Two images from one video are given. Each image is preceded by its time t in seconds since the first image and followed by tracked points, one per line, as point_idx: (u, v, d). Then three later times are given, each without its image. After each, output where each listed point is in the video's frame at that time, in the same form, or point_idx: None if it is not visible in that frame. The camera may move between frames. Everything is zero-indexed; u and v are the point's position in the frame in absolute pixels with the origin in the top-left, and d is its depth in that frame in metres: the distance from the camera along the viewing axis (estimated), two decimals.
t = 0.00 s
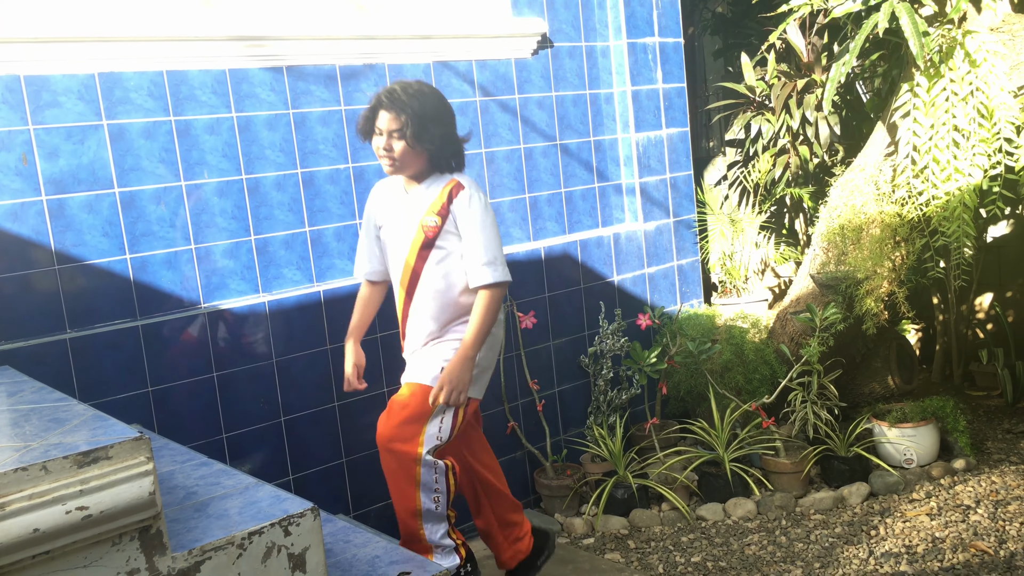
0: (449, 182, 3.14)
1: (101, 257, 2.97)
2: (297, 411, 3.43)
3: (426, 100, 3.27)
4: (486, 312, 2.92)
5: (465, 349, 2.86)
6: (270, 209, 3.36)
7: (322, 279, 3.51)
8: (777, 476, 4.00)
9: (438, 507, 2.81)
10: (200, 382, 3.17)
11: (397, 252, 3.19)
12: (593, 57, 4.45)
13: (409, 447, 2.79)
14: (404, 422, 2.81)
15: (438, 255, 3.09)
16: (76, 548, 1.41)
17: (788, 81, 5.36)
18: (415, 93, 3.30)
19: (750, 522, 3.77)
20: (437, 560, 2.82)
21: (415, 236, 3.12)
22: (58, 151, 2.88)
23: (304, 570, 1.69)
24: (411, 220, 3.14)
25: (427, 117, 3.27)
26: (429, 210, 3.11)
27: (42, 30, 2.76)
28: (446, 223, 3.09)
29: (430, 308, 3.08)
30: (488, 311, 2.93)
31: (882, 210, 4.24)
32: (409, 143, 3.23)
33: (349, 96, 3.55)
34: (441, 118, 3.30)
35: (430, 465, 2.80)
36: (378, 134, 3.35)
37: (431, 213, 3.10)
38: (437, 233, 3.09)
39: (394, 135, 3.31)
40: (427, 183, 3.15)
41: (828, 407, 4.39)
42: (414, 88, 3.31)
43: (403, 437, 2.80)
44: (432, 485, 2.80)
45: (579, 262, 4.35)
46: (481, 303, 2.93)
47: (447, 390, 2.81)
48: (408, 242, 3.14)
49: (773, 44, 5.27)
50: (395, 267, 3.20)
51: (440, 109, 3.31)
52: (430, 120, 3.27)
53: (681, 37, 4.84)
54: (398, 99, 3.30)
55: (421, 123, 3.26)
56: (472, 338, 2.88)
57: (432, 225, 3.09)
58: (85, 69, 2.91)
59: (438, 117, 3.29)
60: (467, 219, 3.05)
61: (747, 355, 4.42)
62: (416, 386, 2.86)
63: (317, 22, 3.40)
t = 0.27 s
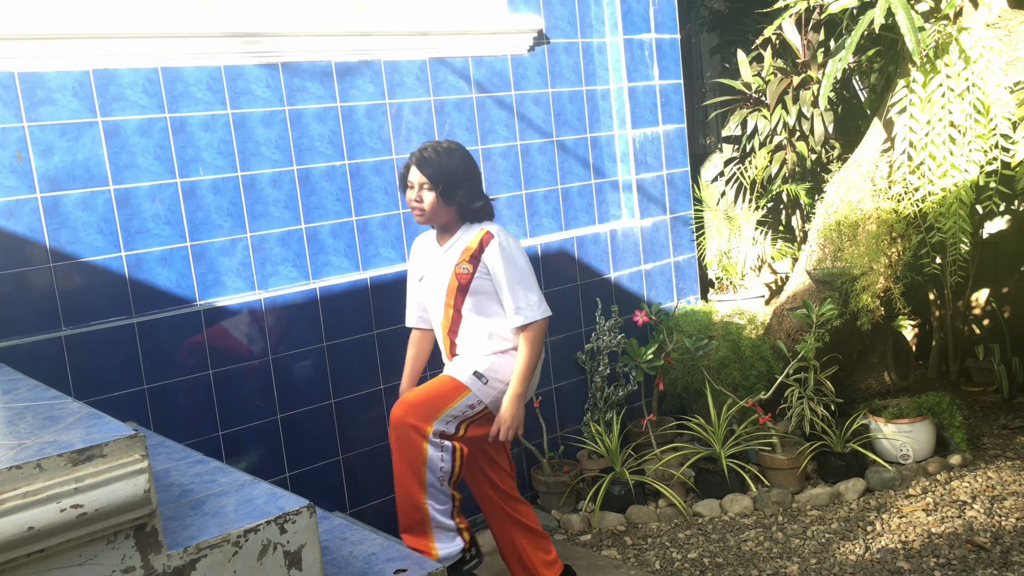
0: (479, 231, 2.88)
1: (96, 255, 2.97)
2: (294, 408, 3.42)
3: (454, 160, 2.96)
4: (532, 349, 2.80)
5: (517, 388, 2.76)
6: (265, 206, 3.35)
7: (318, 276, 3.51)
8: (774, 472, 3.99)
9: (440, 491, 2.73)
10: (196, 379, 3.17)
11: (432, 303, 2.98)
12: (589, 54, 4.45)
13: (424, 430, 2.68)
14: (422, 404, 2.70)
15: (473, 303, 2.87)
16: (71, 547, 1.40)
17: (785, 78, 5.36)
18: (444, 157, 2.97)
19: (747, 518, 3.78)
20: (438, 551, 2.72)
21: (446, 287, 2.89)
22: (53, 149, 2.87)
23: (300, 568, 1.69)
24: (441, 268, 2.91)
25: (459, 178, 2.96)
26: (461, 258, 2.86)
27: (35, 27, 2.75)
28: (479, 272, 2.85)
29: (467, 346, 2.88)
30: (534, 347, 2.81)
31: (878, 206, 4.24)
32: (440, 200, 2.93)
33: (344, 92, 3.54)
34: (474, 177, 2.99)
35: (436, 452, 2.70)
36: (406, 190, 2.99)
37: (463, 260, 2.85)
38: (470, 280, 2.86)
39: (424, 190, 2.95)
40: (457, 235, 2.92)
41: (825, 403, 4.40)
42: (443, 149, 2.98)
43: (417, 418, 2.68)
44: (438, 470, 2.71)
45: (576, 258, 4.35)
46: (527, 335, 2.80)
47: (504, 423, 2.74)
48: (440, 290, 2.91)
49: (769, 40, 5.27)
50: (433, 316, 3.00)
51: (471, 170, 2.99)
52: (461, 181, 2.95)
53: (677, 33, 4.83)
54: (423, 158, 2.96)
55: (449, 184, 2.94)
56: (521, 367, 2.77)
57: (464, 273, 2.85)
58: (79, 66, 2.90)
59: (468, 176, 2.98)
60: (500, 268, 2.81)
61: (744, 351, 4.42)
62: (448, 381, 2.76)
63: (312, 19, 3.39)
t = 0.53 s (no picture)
0: (490, 211, 2.77)
1: (89, 251, 2.95)
2: (288, 404, 3.42)
3: (467, 135, 2.84)
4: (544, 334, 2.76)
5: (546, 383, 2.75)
6: (259, 202, 3.34)
7: (313, 272, 3.50)
8: (769, 466, 4.00)
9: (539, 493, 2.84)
10: (191, 375, 3.16)
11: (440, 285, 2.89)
12: (583, 49, 4.45)
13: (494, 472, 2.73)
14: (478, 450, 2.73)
15: (478, 287, 2.78)
16: (65, 543, 1.40)
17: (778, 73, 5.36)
18: (456, 132, 2.83)
19: (742, 513, 3.79)
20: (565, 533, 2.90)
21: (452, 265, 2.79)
22: (45, 144, 2.86)
23: (295, 563, 1.69)
24: (450, 246, 2.81)
25: (468, 154, 2.83)
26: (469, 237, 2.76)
27: (26, 22, 2.73)
28: (487, 253, 2.75)
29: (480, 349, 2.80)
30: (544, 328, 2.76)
31: (872, 200, 4.24)
32: (451, 175, 2.81)
33: (337, 87, 3.53)
34: (488, 157, 2.87)
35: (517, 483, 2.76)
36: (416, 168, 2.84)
37: (471, 239, 2.75)
38: (476, 261, 2.75)
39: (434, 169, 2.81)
40: (466, 214, 2.81)
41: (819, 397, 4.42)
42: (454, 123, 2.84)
43: (487, 466, 2.73)
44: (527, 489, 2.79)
45: (571, 253, 4.34)
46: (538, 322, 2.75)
47: (552, 419, 2.78)
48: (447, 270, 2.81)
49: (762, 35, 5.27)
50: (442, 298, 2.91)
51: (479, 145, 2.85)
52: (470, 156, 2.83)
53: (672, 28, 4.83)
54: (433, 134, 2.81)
55: (462, 159, 2.81)
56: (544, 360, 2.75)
57: (471, 253, 2.75)
58: (71, 61, 2.89)
59: (482, 152, 2.86)
60: (506, 251, 2.71)
61: (739, 346, 4.45)
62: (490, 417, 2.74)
63: (305, 14, 3.38)
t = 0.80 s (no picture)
0: (522, 213, 2.62)
1: (90, 238, 2.95)
2: (290, 392, 3.41)
3: (497, 130, 2.62)
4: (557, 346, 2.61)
5: (556, 400, 2.62)
6: (260, 189, 3.33)
7: (314, 260, 3.49)
8: (771, 455, 4.00)
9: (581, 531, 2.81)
10: (192, 362, 3.16)
11: (466, 282, 2.78)
12: (586, 36, 4.42)
13: (541, 483, 2.73)
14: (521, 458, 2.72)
15: (506, 291, 2.67)
16: (69, 529, 1.39)
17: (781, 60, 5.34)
18: (484, 126, 2.60)
19: (743, 501, 3.79)
20: None
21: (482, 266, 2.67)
22: (46, 131, 2.84)
23: (298, 550, 1.70)
24: (480, 247, 2.68)
25: (496, 148, 2.62)
26: (501, 239, 2.63)
27: (26, 7, 2.71)
28: (518, 257, 2.63)
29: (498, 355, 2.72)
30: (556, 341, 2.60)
31: (875, 188, 4.23)
32: (479, 174, 2.61)
33: (339, 74, 3.51)
34: (519, 152, 2.66)
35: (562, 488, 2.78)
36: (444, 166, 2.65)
37: (502, 242, 2.63)
38: (506, 265, 2.64)
39: (461, 167, 2.62)
40: (496, 212, 2.67)
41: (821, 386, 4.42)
42: (482, 117, 2.62)
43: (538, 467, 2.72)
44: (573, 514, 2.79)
45: (572, 241, 4.33)
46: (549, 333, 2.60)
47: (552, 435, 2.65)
48: (476, 270, 2.70)
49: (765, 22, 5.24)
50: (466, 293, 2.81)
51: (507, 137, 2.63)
52: (498, 151, 2.62)
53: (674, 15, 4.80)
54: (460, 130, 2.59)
55: (490, 156, 2.61)
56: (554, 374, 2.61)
57: (501, 257, 2.63)
58: (71, 47, 2.87)
59: (512, 146, 2.64)
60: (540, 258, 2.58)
61: (741, 334, 4.45)
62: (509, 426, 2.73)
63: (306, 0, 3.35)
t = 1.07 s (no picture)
0: (515, 204, 2.61)
1: (90, 234, 2.95)
2: (290, 388, 3.42)
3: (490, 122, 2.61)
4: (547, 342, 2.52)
5: (534, 395, 2.52)
6: (260, 185, 3.33)
7: (314, 256, 3.49)
8: (770, 452, 4.01)
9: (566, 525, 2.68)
10: (192, 359, 3.16)
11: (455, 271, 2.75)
12: (586, 33, 4.42)
13: (524, 474, 2.57)
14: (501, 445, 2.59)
15: (496, 280, 2.65)
16: (69, 526, 1.40)
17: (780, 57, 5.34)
18: (475, 117, 2.60)
19: (742, 498, 3.80)
20: None
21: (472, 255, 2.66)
22: (46, 127, 2.84)
23: (298, 547, 1.70)
24: (471, 236, 2.67)
25: (490, 139, 2.61)
26: (493, 228, 2.62)
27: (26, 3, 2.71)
28: (509, 246, 2.60)
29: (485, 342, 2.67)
30: (546, 338, 2.52)
31: (876, 185, 4.22)
32: (473, 165, 2.61)
33: (339, 71, 3.51)
34: (512, 144, 2.65)
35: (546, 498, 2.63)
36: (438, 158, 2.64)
37: (494, 231, 2.61)
38: (498, 254, 2.61)
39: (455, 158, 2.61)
40: (488, 201, 2.66)
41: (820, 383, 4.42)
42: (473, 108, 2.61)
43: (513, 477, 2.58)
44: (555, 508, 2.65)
45: (572, 239, 4.33)
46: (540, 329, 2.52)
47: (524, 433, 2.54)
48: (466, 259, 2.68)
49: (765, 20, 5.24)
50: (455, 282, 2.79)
51: (501, 128, 2.62)
52: (492, 141, 2.61)
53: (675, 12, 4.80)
54: (452, 123, 2.59)
55: (483, 148, 2.60)
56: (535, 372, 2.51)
57: (493, 246, 2.61)
58: (71, 44, 2.87)
59: (506, 138, 2.63)
60: (531, 247, 2.55)
61: (740, 331, 4.45)
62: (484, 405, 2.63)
63: None
